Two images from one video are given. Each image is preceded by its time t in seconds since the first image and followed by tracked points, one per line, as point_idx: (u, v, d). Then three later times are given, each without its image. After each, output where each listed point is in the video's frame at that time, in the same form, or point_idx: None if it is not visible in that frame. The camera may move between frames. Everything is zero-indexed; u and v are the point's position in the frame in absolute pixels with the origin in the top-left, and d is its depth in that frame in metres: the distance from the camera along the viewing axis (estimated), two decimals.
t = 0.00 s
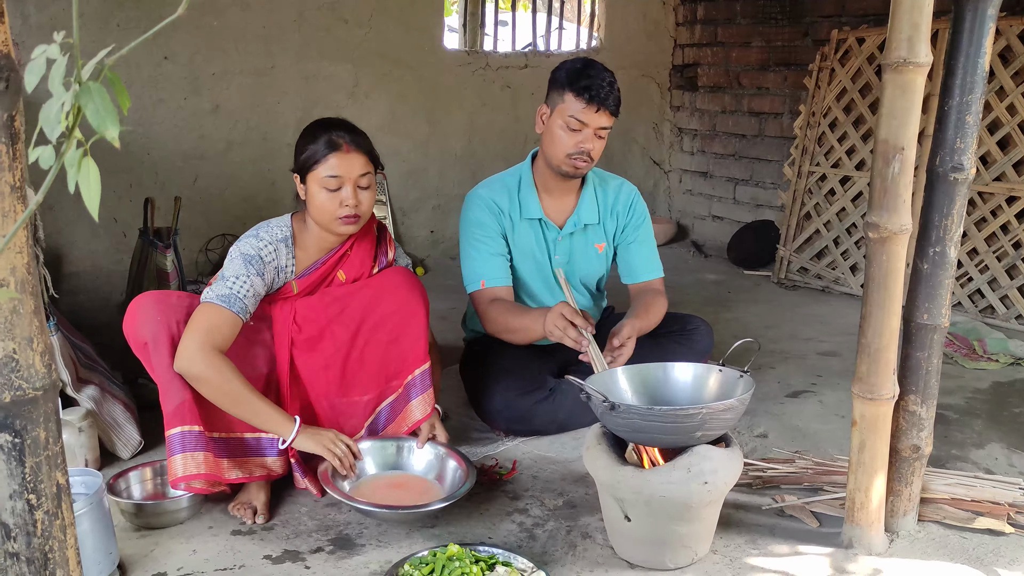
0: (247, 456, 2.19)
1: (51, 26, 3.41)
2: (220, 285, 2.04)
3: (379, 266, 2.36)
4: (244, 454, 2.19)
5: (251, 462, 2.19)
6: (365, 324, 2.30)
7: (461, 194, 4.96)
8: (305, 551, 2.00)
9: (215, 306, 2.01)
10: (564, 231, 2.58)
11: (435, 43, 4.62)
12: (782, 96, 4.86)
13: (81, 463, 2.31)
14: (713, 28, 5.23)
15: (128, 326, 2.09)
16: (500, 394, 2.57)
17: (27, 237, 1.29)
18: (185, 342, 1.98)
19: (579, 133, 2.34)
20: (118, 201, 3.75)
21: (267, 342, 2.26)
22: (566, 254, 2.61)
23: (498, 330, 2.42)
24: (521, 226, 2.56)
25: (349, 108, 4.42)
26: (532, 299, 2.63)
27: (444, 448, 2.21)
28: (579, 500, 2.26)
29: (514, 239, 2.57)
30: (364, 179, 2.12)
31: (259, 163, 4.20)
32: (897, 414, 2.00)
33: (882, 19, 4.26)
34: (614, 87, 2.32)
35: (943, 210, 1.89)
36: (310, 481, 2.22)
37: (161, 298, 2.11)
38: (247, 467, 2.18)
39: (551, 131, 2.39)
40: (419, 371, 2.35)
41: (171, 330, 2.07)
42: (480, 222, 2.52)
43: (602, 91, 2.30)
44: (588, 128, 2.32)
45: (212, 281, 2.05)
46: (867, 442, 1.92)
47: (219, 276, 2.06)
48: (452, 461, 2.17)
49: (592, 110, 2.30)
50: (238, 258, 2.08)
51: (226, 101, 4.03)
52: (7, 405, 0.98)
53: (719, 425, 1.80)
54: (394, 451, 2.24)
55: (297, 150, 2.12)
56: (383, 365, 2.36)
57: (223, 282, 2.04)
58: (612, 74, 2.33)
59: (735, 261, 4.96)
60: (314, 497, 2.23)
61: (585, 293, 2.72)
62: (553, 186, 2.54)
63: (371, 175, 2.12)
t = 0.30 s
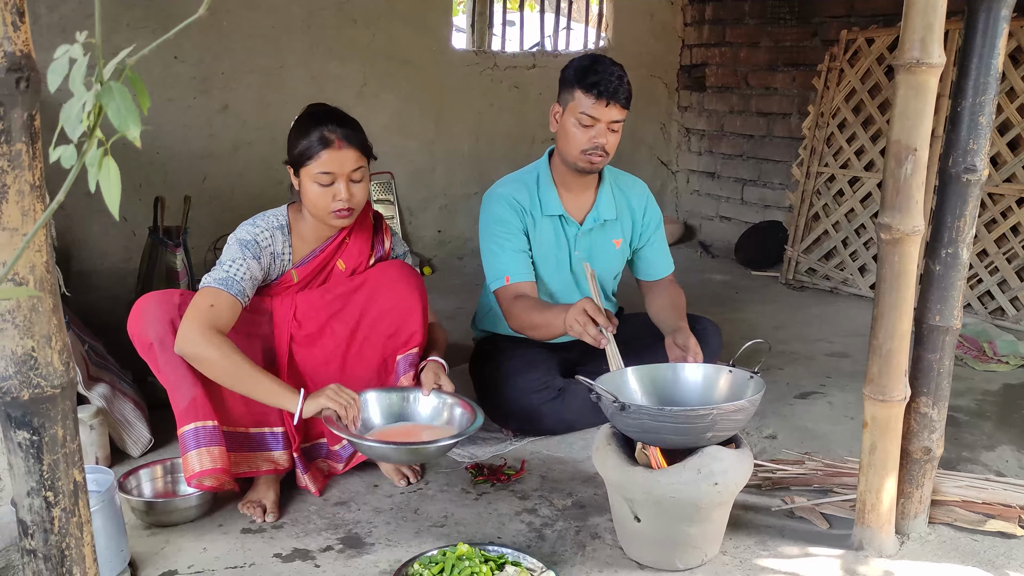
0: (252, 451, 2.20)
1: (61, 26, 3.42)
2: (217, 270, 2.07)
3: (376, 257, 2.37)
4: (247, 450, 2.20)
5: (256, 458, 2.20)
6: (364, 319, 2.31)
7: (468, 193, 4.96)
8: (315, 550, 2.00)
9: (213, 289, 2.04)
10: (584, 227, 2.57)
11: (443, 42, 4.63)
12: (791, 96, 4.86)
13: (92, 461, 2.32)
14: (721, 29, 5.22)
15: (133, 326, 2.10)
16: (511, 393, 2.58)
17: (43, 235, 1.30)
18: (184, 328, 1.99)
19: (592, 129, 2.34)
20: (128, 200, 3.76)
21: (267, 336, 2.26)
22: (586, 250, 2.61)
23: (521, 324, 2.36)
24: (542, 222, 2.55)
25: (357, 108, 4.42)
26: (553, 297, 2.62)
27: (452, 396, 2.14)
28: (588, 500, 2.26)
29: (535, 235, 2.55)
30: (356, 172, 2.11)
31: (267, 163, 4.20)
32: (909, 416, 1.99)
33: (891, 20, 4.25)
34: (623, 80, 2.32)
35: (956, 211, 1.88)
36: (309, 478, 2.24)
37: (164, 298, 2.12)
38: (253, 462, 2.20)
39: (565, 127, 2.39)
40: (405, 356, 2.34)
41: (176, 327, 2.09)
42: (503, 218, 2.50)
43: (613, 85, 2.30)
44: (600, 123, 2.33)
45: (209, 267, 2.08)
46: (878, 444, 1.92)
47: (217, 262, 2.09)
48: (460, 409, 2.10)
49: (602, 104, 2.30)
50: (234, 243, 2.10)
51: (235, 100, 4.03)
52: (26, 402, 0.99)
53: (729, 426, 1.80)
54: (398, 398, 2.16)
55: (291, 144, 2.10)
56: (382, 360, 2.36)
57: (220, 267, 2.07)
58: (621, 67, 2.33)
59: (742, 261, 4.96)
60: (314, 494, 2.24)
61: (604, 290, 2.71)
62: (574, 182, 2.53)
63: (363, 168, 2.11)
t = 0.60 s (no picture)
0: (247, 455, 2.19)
1: (67, 26, 3.43)
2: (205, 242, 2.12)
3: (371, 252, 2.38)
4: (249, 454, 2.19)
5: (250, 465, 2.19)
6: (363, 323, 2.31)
7: (473, 194, 4.96)
8: (319, 550, 2.00)
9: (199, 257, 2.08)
10: (596, 226, 2.57)
11: (448, 43, 4.63)
12: (796, 98, 4.85)
13: (96, 461, 2.33)
14: (726, 31, 5.21)
15: (133, 335, 2.09)
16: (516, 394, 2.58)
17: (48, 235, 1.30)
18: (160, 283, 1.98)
19: (609, 125, 2.34)
20: (133, 200, 3.77)
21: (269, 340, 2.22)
22: (598, 248, 2.61)
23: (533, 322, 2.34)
24: (556, 219, 2.55)
25: (362, 108, 4.43)
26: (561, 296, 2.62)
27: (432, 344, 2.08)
28: (592, 502, 2.25)
29: (549, 232, 2.55)
30: (338, 150, 2.13)
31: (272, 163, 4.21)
32: (914, 418, 1.98)
33: (897, 21, 4.24)
34: (640, 77, 2.32)
35: (962, 213, 1.87)
36: (311, 478, 2.24)
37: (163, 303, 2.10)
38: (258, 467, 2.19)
39: (581, 123, 2.39)
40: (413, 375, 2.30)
41: (175, 337, 2.07)
42: (516, 214, 2.50)
43: (631, 81, 2.30)
44: (617, 119, 2.32)
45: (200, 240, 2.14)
46: (883, 447, 1.91)
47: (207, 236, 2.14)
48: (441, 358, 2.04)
49: (620, 100, 2.30)
50: (224, 220, 2.16)
51: (240, 101, 4.04)
52: (30, 402, 0.99)
53: (734, 427, 1.79)
54: (376, 347, 2.09)
55: (274, 128, 2.14)
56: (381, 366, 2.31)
57: (207, 239, 2.12)
58: (638, 66, 2.34)
59: (747, 263, 4.95)
60: (317, 493, 2.23)
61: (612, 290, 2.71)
62: (587, 179, 2.54)
63: (345, 147, 2.13)
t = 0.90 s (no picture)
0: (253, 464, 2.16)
1: (72, 26, 3.44)
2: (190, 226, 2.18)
3: (362, 243, 2.34)
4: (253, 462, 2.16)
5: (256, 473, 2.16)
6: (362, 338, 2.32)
7: (476, 196, 4.96)
8: (321, 551, 2.00)
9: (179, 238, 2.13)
10: (604, 227, 2.57)
11: (451, 44, 4.63)
12: (800, 100, 4.84)
13: (99, 461, 2.33)
14: (730, 32, 5.21)
15: (146, 343, 2.09)
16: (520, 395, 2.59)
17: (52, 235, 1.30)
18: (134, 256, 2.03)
19: (617, 128, 2.34)
20: (137, 199, 3.78)
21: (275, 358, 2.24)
22: (605, 250, 2.61)
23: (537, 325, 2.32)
24: (564, 220, 2.55)
25: (366, 109, 4.44)
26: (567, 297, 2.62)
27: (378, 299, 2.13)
28: (594, 504, 2.25)
29: (556, 232, 2.55)
30: (314, 136, 2.14)
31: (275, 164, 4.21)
32: (917, 422, 1.98)
33: (901, 23, 4.24)
34: (650, 80, 2.32)
35: (965, 216, 1.87)
36: (315, 482, 2.25)
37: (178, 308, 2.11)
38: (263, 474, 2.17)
39: (590, 126, 2.39)
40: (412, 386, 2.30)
41: (190, 343, 2.08)
42: (524, 215, 2.49)
43: (640, 84, 2.30)
44: (626, 122, 2.32)
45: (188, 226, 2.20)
46: (886, 450, 1.91)
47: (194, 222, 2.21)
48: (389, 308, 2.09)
49: (629, 103, 2.30)
50: (212, 208, 2.22)
51: (244, 101, 4.04)
52: (34, 403, 0.99)
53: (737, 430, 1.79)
54: (321, 305, 2.11)
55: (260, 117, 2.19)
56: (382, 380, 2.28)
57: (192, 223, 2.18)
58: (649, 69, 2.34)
59: (750, 265, 4.95)
60: (320, 495, 2.24)
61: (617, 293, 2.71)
62: (594, 181, 2.54)
63: (321, 133, 2.14)
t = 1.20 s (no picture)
0: (269, 467, 2.15)
1: (77, 26, 3.45)
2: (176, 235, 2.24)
3: (355, 238, 2.33)
4: (263, 466, 2.14)
5: (273, 474, 2.16)
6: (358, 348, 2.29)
7: (480, 197, 4.96)
8: (325, 552, 2.00)
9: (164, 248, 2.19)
10: (610, 229, 2.57)
11: (456, 46, 4.63)
12: (804, 102, 4.84)
13: (103, 461, 2.34)
14: (735, 34, 5.21)
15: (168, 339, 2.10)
16: (522, 396, 2.58)
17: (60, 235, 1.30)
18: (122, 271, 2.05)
19: (627, 139, 2.33)
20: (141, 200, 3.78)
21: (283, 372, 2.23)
22: (611, 252, 2.61)
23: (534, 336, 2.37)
24: (570, 223, 2.54)
25: (370, 110, 4.44)
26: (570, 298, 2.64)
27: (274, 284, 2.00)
28: (598, 506, 2.25)
29: (562, 235, 2.55)
30: (281, 129, 2.15)
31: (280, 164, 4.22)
32: (922, 425, 1.97)
33: (906, 26, 4.24)
34: (661, 92, 2.28)
35: (972, 219, 1.86)
36: (321, 486, 2.25)
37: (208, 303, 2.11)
38: (270, 478, 2.15)
39: (599, 134, 2.38)
40: (408, 400, 2.26)
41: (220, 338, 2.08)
42: (529, 220, 2.48)
43: (651, 97, 2.27)
44: (635, 134, 2.31)
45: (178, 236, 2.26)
46: (891, 454, 1.91)
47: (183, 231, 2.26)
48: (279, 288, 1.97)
49: (639, 117, 2.27)
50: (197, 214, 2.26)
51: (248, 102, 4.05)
52: (41, 403, 0.99)
53: (742, 433, 1.79)
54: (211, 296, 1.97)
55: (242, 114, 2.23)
56: (379, 392, 2.25)
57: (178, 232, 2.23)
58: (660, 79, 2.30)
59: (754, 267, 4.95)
60: (328, 497, 2.24)
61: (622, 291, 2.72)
62: (601, 183, 2.52)
63: (288, 126, 2.15)
